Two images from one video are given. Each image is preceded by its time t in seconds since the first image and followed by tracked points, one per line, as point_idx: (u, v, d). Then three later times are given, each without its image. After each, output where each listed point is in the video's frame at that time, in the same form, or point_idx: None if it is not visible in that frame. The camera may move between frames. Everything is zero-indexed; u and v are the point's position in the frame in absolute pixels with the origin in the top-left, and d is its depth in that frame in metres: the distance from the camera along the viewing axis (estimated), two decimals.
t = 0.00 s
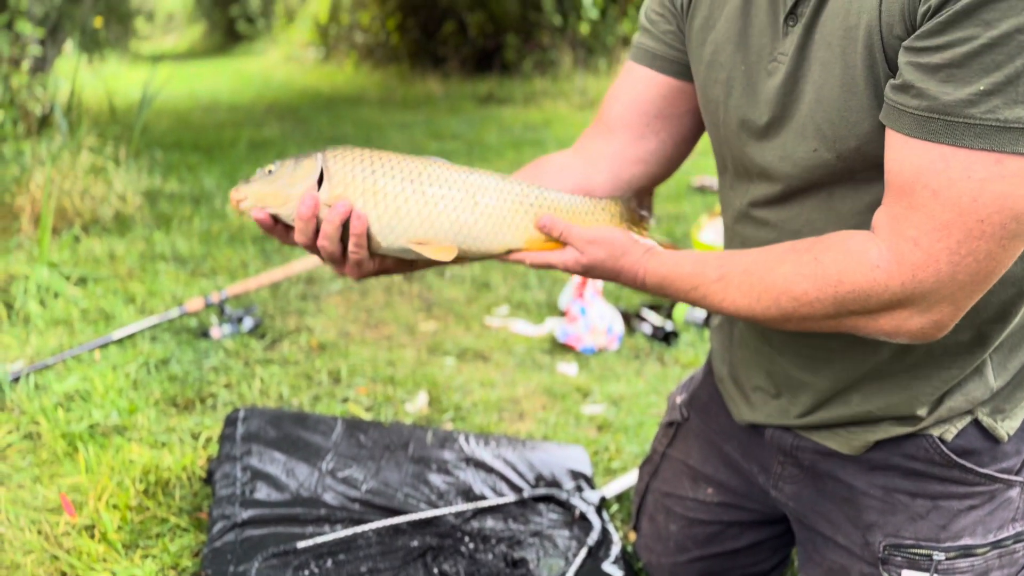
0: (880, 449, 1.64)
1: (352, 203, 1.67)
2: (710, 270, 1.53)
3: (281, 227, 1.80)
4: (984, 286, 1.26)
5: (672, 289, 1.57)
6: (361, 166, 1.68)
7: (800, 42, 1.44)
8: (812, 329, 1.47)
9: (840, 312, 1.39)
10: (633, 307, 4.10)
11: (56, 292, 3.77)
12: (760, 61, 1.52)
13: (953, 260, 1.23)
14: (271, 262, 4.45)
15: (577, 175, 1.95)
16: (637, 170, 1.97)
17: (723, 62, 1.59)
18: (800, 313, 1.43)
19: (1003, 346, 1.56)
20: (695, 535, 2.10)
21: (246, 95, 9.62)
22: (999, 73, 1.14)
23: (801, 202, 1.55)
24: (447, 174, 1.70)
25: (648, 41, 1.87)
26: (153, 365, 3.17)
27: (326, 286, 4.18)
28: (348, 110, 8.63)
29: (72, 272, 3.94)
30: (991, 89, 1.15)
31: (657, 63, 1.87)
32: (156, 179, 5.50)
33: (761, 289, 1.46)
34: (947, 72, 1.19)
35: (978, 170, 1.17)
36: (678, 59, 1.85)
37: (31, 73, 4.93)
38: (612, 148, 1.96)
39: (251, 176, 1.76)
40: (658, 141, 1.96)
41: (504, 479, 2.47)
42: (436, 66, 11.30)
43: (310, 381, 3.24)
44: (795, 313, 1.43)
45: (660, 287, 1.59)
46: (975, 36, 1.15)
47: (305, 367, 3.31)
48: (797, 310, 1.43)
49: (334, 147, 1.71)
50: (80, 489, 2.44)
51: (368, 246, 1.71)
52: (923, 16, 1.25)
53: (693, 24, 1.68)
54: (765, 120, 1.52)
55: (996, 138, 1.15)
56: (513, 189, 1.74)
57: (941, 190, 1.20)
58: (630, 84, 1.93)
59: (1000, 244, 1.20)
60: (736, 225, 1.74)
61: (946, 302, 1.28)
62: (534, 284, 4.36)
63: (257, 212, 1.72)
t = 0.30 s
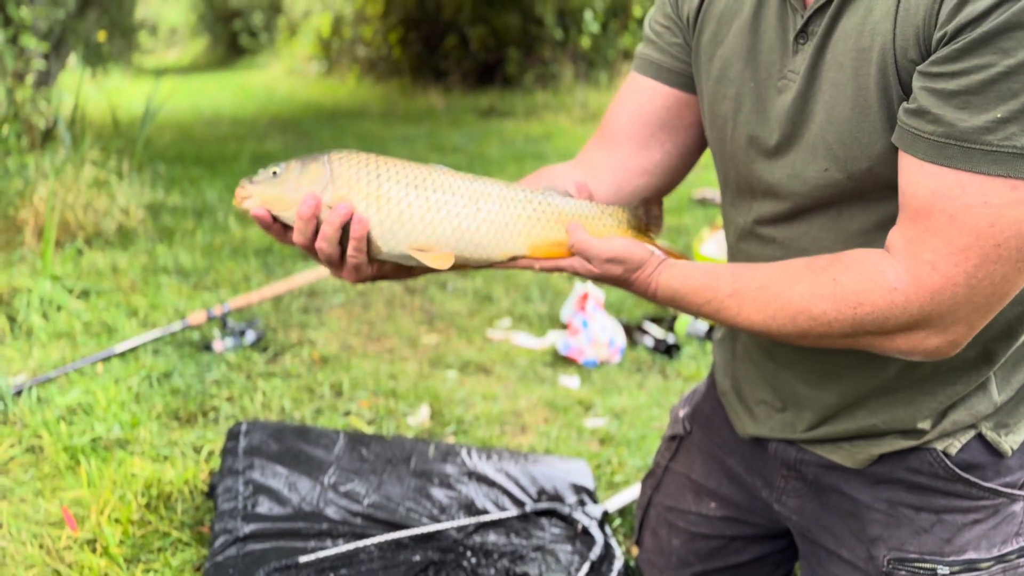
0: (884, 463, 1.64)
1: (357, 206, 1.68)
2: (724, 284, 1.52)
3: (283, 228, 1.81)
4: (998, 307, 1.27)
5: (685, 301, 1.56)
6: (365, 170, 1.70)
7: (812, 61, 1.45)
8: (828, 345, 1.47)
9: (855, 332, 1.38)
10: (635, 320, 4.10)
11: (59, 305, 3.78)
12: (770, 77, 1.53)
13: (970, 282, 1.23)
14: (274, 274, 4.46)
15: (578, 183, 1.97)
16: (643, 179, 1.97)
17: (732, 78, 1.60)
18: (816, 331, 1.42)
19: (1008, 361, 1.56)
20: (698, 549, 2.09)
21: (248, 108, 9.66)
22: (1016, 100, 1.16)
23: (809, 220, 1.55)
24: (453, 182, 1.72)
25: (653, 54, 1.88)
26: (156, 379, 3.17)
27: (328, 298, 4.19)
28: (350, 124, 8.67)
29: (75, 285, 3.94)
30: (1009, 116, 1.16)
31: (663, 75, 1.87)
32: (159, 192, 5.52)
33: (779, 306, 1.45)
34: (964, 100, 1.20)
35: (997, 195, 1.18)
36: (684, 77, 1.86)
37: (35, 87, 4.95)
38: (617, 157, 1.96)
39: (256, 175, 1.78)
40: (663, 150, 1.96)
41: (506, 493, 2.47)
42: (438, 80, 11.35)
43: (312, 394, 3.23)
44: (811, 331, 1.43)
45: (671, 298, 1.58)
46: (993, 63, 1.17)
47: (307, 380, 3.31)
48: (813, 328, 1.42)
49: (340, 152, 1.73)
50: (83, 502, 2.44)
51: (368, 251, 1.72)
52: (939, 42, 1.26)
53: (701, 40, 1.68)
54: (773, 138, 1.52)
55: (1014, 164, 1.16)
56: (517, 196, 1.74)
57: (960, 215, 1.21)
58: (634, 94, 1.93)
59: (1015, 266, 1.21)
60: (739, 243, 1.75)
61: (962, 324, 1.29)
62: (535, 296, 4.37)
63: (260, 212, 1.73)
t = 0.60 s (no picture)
0: (887, 480, 1.64)
1: (367, 229, 1.70)
2: (745, 299, 1.51)
3: (292, 250, 1.82)
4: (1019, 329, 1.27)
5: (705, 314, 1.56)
6: (379, 192, 1.72)
7: (817, 89, 1.46)
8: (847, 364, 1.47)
9: (876, 353, 1.38)
10: (635, 334, 4.11)
11: (59, 320, 3.78)
12: (773, 106, 1.54)
13: (991, 306, 1.24)
14: (274, 289, 4.46)
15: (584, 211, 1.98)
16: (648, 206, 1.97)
17: (734, 107, 1.61)
18: (837, 351, 1.42)
19: (1011, 381, 1.57)
20: (698, 567, 2.09)
21: (249, 122, 9.70)
22: None
23: (816, 245, 1.56)
24: (464, 207, 1.74)
25: (652, 81, 1.90)
26: (156, 395, 3.17)
27: (328, 313, 4.20)
28: (350, 138, 8.69)
29: (75, 301, 3.95)
30: None
31: (664, 103, 1.89)
32: (159, 207, 5.53)
33: (800, 325, 1.44)
34: (978, 129, 1.21)
35: (1017, 220, 1.19)
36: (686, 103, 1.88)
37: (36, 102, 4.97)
38: (622, 185, 1.97)
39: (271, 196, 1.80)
40: (668, 179, 1.97)
41: (506, 509, 2.47)
42: (438, 94, 11.39)
43: (311, 410, 3.23)
44: (832, 352, 1.43)
45: (692, 306, 1.57)
46: (1005, 92, 1.18)
47: (306, 396, 3.31)
48: (834, 348, 1.42)
49: (354, 176, 1.75)
50: (82, 519, 2.44)
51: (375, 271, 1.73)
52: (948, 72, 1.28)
53: (699, 70, 1.70)
54: (781, 165, 1.53)
55: None
56: (527, 222, 1.76)
57: (978, 241, 1.22)
58: (638, 123, 1.95)
59: None
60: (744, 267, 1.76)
61: (983, 346, 1.29)
62: (535, 311, 4.37)
63: (268, 230, 1.75)
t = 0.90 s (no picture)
0: (881, 496, 1.65)
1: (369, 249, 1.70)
2: (740, 318, 1.52)
3: (291, 270, 1.82)
4: (1012, 351, 1.27)
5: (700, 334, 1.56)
6: (381, 213, 1.73)
7: (805, 114, 1.47)
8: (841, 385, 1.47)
9: (869, 373, 1.39)
10: (631, 349, 4.11)
11: (56, 335, 3.78)
12: (762, 130, 1.55)
13: (983, 327, 1.24)
14: (270, 303, 4.47)
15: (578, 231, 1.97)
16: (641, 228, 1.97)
17: (723, 130, 1.62)
18: (830, 371, 1.43)
19: (1005, 396, 1.57)
20: None
21: (247, 137, 9.72)
22: (1018, 149, 1.18)
23: (810, 267, 1.57)
24: (466, 229, 1.75)
25: (641, 104, 1.91)
26: (151, 410, 3.17)
27: (325, 327, 4.19)
28: (348, 152, 8.71)
29: (72, 315, 3.95)
30: (1013, 165, 1.18)
31: (652, 126, 1.91)
32: (157, 222, 5.53)
33: (794, 344, 1.45)
34: (967, 151, 1.22)
35: (1007, 242, 1.19)
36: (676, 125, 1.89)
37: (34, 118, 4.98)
38: (615, 207, 1.97)
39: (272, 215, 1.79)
40: (659, 201, 1.97)
41: (501, 524, 2.46)
42: (435, 108, 11.43)
43: (307, 425, 3.23)
44: (826, 371, 1.43)
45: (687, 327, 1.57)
46: (992, 114, 1.19)
47: (302, 411, 3.31)
48: (827, 368, 1.43)
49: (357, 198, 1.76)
50: (77, 535, 2.43)
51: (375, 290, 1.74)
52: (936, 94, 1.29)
53: (688, 94, 1.71)
54: (772, 188, 1.54)
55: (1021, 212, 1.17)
56: (527, 243, 1.76)
57: (969, 262, 1.22)
58: (628, 146, 1.96)
59: None
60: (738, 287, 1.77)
61: (977, 367, 1.29)
62: (532, 325, 4.37)
63: (267, 250, 1.75)
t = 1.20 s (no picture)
0: (875, 512, 1.64)
1: (365, 280, 1.70)
2: (731, 340, 1.52)
3: (287, 298, 1.82)
4: (1002, 370, 1.27)
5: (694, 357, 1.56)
6: (377, 242, 1.73)
7: (794, 134, 1.47)
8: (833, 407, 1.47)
9: (859, 394, 1.39)
10: (626, 363, 4.11)
11: (50, 350, 3.77)
12: (751, 151, 1.56)
13: (972, 345, 1.24)
14: (266, 318, 4.46)
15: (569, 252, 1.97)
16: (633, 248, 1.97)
17: (711, 151, 1.63)
18: (821, 393, 1.43)
19: (998, 411, 1.57)
20: None
21: (243, 152, 9.74)
22: (1004, 167, 1.18)
23: (801, 286, 1.57)
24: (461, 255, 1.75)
25: (631, 125, 1.93)
26: (145, 426, 3.15)
27: (320, 342, 4.19)
28: (344, 167, 8.73)
29: (66, 331, 3.94)
30: (999, 182, 1.18)
31: (642, 146, 1.92)
32: (152, 237, 5.53)
33: (785, 366, 1.45)
34: (952, 169, 1.22)
35: (994, 259, 1.19)
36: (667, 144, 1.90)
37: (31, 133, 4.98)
38: (607, 229, 1.97)
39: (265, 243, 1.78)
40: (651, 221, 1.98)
41: (496, 541, 2.45)
42: (432, 123, 11.47)
43: (302, 441, 3.22)
44: (817, 393, 1.43)
45: (681, 351, 1.57)
46: (976, 132, 1.20)
47: (297, 427, 3.29)
48: (818, 390, 1.42)
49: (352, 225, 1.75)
50: (68, 552, 2.41)
51: (372, 321, 1.74)
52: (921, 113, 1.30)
53: (676, 115, 1.72)
54: (762, 208, 1.55)
55: (1008, 229, 1.18)
56: (523, 269, 1.75)
57: (957, 280, 1.23)
58: (619, 167, 1.97)
59: (1016, 328, 1.21)
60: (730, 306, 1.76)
61: (967, 387, 1.29)
62: (528, 339, 4.36)
63: (260, 280, 1.75)
